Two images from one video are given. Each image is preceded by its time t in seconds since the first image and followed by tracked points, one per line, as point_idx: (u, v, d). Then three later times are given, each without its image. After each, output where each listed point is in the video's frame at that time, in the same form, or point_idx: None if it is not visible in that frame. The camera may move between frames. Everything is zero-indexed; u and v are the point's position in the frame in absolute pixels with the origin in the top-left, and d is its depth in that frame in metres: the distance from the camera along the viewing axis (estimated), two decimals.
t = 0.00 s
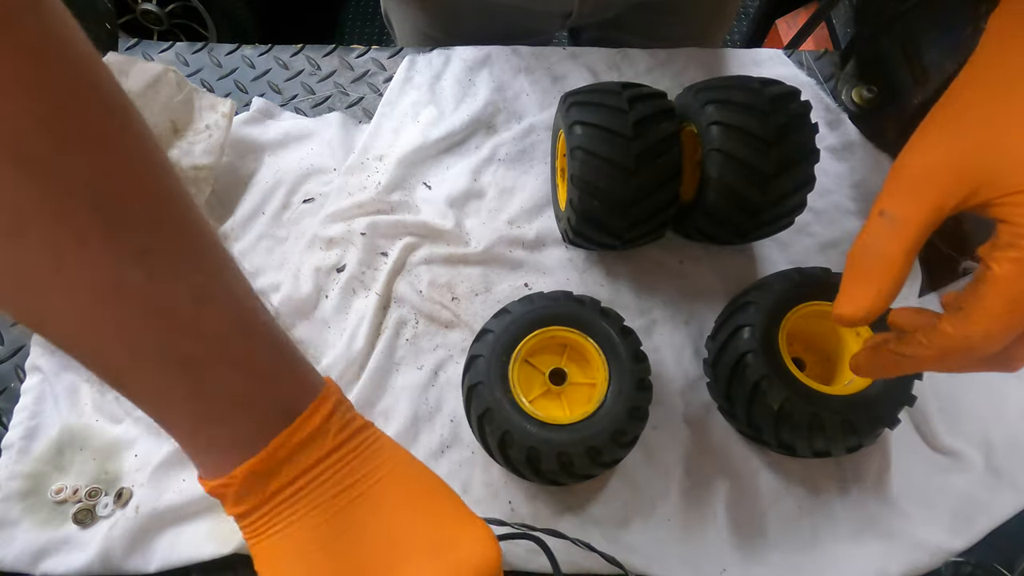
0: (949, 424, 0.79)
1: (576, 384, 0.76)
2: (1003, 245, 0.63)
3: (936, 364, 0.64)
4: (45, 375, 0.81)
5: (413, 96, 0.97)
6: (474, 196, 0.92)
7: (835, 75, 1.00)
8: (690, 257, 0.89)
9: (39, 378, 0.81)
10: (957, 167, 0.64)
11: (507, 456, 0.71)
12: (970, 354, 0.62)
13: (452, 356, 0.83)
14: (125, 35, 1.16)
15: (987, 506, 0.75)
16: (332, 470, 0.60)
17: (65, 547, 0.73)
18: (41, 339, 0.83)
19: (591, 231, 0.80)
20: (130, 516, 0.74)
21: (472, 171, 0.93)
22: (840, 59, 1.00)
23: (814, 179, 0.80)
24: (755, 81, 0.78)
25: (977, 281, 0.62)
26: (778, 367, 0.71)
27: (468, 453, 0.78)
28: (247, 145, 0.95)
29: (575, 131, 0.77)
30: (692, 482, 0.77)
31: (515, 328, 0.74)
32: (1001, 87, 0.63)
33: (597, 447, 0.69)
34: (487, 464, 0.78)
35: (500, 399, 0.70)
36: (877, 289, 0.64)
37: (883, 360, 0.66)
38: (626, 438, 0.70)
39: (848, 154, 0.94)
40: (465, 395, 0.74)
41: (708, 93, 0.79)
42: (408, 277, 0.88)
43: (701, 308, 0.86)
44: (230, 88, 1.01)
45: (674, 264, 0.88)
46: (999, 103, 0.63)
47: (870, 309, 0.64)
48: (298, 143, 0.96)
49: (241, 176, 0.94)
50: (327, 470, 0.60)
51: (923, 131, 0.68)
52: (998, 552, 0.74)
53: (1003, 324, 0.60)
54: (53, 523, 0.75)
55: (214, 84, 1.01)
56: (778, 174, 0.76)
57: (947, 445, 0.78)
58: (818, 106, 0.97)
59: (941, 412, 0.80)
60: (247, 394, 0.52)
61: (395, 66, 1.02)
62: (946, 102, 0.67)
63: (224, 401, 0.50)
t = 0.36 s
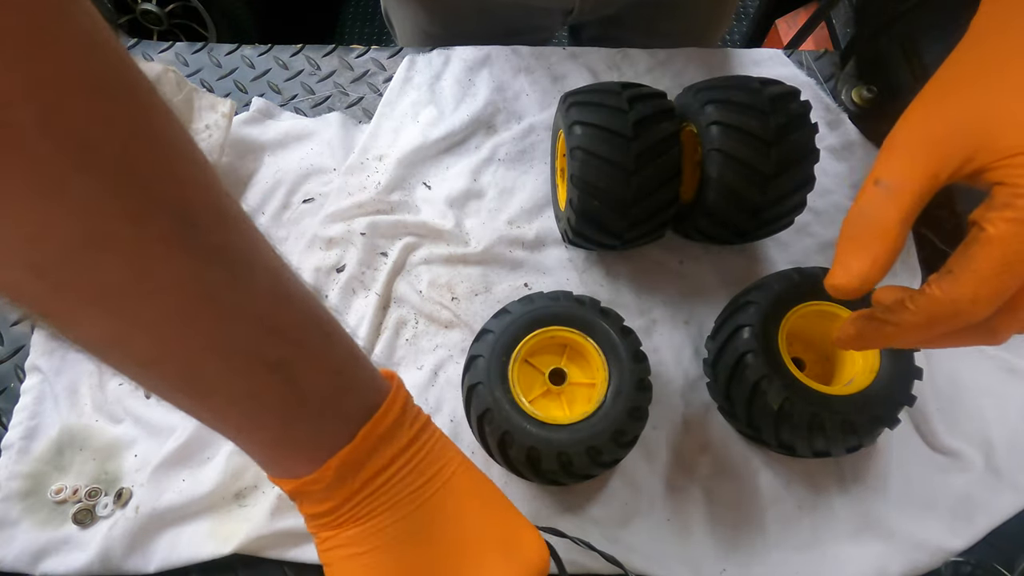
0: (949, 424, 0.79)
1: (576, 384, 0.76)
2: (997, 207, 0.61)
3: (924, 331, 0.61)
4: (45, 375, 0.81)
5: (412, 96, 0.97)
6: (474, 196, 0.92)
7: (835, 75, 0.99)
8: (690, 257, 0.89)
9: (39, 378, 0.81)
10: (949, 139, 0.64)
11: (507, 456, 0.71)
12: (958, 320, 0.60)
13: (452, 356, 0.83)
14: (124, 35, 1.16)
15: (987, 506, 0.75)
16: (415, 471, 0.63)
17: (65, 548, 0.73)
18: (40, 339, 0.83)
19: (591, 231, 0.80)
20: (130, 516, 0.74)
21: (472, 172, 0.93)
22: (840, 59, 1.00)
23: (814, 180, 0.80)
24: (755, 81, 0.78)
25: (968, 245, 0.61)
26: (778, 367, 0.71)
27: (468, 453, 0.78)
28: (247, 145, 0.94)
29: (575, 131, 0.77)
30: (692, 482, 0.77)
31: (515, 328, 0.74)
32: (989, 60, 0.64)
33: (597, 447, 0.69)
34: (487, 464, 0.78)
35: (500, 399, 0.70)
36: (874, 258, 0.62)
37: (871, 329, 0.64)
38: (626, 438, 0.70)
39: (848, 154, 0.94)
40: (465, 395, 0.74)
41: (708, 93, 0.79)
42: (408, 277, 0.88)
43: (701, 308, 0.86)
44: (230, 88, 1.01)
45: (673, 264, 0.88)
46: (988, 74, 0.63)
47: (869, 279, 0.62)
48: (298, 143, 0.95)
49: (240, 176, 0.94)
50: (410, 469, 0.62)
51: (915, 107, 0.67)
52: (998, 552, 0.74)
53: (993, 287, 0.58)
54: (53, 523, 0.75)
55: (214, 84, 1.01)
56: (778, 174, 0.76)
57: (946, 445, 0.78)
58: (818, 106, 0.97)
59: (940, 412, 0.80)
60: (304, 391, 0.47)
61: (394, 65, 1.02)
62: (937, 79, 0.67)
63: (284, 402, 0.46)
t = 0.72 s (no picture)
0: (948, 424, 0.79)
1: (575, 384, 0.76)
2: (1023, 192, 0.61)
3: (948, 322, 0.61)
4: (45, 375, 0.81)
5: (412, 96, 0.97)
6: (473, 196, 0.92)
7: (835, 75, 0.99)
8: (690, 257, 0.89)
9: (39, 378, 0.81)
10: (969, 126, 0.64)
11: (507, 456, 0.71)
12: (982, 310, 0.59)
13: (452, 356, 0.83)
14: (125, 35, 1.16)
15: (987, 506, 0.75)
16: (453, 481, 0.62)
17: (65, 548, 0.73)
18: (40, 339, 0.83)
19: (591, 231, 0.80)
20: (130, 516, 0.74)
21: (472, 172, 0.93)
22: (840, 59, 1.00)
23: (814, 180, 0.80)
24: (755, 81, 0.78)
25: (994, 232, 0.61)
26: (777, 366, 0.71)
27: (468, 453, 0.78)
28: (247, 145, 0.94)
29: (576, 132, 0.77)
30: (692, 482, 0.77)
31: (514, 328, 0.74)
32: (1008, 52, 0.64)
33: (597, 447, 0.69)
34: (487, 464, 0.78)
35: (500, 399, 0.70)
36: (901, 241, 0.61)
37: (892, 321, 0.63)
38: (626, 438, 0.70)
39: (849, 154, 0.94)
40: (465, 395, 0.74)
41: (708, 93, 0.79)
42: (408, 277, 0.88)
43: (701, 308, 0.86)
44: (230, 88, 1.01)
45: (673, 264, 0.88)
46: (1008, 67, 0.64)
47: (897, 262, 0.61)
48: (298, 143, 0.95)
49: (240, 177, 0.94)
50: (448, 479, 0.61)
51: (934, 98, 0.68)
52: (998, 552, 0.74)
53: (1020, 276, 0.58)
54: (53, 523, 0.75)
55: (214, 84, 1.01)
56: (778, 173, 0.76)
57: (946, 445, 0.78)
58: (817, 106, 0.96)
59: (940, 412, 0.80)
60: (336, 387, 0.43)
61: (395, 66, 1.02)
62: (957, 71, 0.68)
63: (319, 399, 0.42)
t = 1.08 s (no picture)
0: (948, 424, 0.79)
1: (575, 385, 0.76)
2: None
3: (953, 320, 0.61)
4: (45, 375, 0.81)
5: (413, 96, 0.97)
6: (474, 196, 0.92)
7: (835, 75, 0.99)
8: (690, 257, 0.89)
9: (39, 378, 0.81)
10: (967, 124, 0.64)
11: (507, 456, 0.71)
12: (988, 306, 0.59)
13: (452, 356, 0.83)
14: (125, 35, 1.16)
15: (987, 506, 0.75)
16: (384, 491, 0.57)
17: (65, 548, 0.73)
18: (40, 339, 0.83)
19: (591, 231, 0.80)
20: (130, 516, 0.74)
21: (472, 172, 0.93)
22: (840, 59, 0.99)
23: (814, 179, 0.80)
24: (755, 81, 0.78)
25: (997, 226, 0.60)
26: (777, 367, 0.71)
27: (468, 453, 0.78)
28: (247, 145, 0.94)
29: (576, 131, 0.77)
30: (692, 482, 0.77)
31: (515, 328, 0.74)
32: (1009, 50, 0.64)
33: (597, 447, 0.69)
34: (487, 464, 0.78)
35: (500, 399, 0.70)
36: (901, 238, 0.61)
37: (895, 320, 0.63)
38: (626, 438, 0.70)
39: (849, 154, 0.94)
40: (465, 395, 0.74)
41: (708, 93, 0.79)
42: (408, 277, 0.88)
43: (701, 309, 0.86)
44: (230, 88, 1.01)
45: (674, 264, 0.88)
46: (1010, 63, 0.64)
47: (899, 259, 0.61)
48: (297, 143, 0.95)
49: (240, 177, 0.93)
50: (382, 485, 0.57)
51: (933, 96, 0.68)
52: (998, 552, 0.74)
53: None
54: (53, 523, 0.75)
55: (214, 84, 1.01)
56: (778, 173, 0.76)
57: (946, 445, 0.78)
58: (817, 106, 0.96)
59: (939, 412, 0.80)
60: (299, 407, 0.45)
61: (395, 66, 1.02)
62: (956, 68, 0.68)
63: (279, 415, 0.44)
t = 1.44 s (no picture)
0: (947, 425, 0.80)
1: (576, 384, 0.76)
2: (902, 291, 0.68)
3: (927, 429, 0.66)
4: (45, 375, 0.81)
5: (413, 96, 0.97)
6: (474, 196, 0.92)
7: (835, 75, 0.99)
8: (690, 257, 0.89)
9: (39, 378, 0.81)
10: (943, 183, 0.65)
11: (507, 456, 0.71)
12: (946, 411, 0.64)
13: (452, 356, 0.83)
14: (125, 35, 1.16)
15: (987, 506, 0.75)
16: (67, 78, 0.56)
17: (65, 548, 0.73)
18: (40, 339, 0.83)
19: (591, 231, 0.80)
20: (130, 516, 0.74)
21: (472, 171, 0.93)
22: (840, 59, 1.00)
23: (814, 179, 0.80)
24: (755, 81, 0.78)
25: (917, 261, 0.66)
26: (778, 366, 0.71)
27: (468, 453, 0.78)
28: (246, 145, 0.94)
29: (576, 131, 0.77)
30: (692, 482, 0.77)
31: (515, 328, 0.74)
32: (934, 148, 0.67)
33: (597, 447, 0.69)
34: (487, 464, 0.78)
35: (500, 399, 0.70)
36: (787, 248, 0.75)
37: (890, 449, 0.70)
38: (626, 438, 0.70)
39: (848, 155, 0.94)
40: (465, 395, 0.74)
41: (708, 93, 0.79)
42: (408, 277, 0.88)
43: (701, 309, 0.86)
44: (230, 88, 1.01)
45: (674, 264, 0.88)
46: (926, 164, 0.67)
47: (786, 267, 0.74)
48: (297, 143, 0.95)
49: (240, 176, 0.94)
50: (87, 121, 0.55)
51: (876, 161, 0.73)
52: (998, 552, 0.74)
53: (948, 340, 0.63)
54: (53, 524, 0.75)
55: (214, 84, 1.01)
56: (778, 174, 0.76)
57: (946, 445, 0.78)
58: (818, 106, 0.96)
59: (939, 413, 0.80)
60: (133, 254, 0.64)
61: (395, 65, 1.02)
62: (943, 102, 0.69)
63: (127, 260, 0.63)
